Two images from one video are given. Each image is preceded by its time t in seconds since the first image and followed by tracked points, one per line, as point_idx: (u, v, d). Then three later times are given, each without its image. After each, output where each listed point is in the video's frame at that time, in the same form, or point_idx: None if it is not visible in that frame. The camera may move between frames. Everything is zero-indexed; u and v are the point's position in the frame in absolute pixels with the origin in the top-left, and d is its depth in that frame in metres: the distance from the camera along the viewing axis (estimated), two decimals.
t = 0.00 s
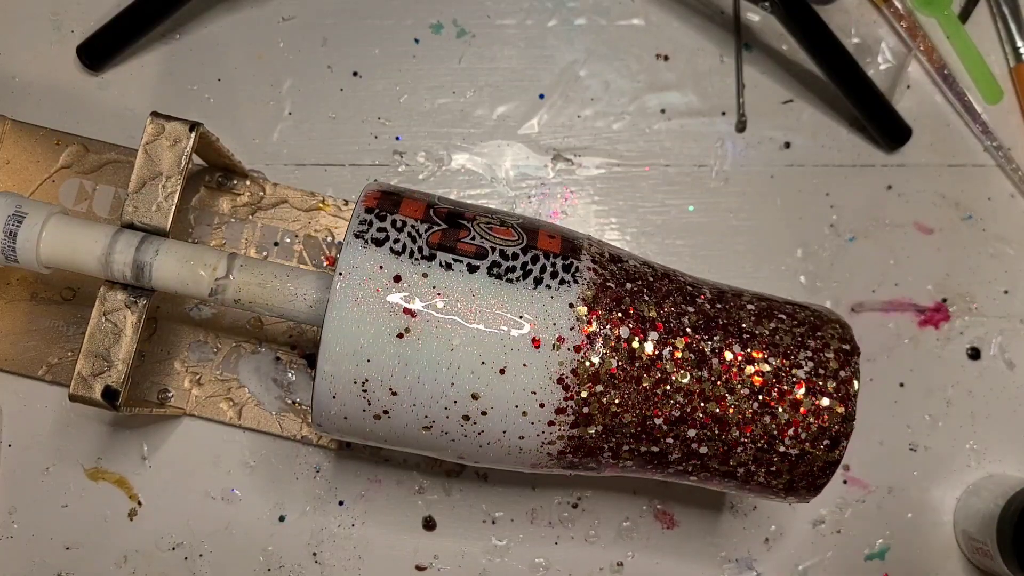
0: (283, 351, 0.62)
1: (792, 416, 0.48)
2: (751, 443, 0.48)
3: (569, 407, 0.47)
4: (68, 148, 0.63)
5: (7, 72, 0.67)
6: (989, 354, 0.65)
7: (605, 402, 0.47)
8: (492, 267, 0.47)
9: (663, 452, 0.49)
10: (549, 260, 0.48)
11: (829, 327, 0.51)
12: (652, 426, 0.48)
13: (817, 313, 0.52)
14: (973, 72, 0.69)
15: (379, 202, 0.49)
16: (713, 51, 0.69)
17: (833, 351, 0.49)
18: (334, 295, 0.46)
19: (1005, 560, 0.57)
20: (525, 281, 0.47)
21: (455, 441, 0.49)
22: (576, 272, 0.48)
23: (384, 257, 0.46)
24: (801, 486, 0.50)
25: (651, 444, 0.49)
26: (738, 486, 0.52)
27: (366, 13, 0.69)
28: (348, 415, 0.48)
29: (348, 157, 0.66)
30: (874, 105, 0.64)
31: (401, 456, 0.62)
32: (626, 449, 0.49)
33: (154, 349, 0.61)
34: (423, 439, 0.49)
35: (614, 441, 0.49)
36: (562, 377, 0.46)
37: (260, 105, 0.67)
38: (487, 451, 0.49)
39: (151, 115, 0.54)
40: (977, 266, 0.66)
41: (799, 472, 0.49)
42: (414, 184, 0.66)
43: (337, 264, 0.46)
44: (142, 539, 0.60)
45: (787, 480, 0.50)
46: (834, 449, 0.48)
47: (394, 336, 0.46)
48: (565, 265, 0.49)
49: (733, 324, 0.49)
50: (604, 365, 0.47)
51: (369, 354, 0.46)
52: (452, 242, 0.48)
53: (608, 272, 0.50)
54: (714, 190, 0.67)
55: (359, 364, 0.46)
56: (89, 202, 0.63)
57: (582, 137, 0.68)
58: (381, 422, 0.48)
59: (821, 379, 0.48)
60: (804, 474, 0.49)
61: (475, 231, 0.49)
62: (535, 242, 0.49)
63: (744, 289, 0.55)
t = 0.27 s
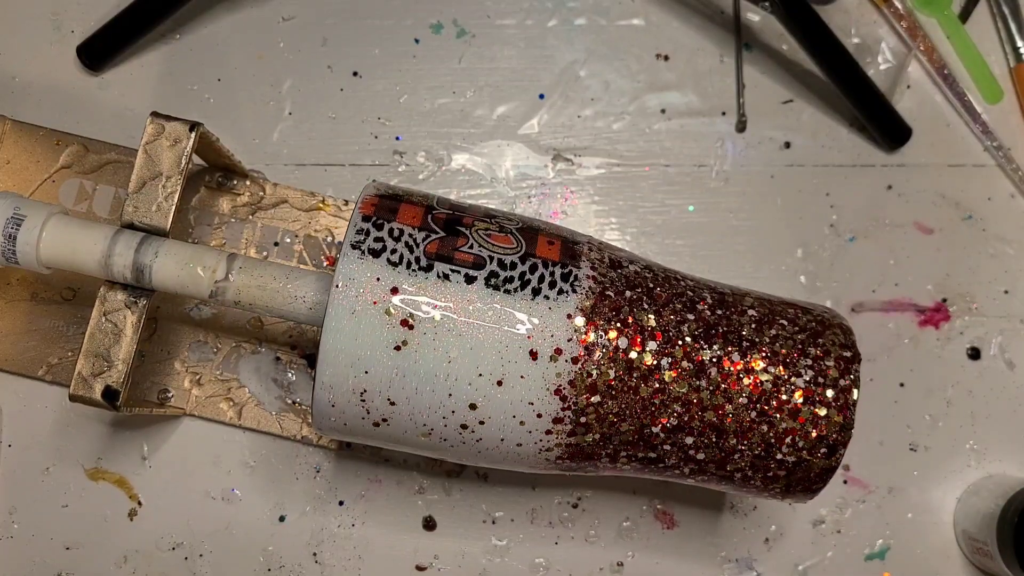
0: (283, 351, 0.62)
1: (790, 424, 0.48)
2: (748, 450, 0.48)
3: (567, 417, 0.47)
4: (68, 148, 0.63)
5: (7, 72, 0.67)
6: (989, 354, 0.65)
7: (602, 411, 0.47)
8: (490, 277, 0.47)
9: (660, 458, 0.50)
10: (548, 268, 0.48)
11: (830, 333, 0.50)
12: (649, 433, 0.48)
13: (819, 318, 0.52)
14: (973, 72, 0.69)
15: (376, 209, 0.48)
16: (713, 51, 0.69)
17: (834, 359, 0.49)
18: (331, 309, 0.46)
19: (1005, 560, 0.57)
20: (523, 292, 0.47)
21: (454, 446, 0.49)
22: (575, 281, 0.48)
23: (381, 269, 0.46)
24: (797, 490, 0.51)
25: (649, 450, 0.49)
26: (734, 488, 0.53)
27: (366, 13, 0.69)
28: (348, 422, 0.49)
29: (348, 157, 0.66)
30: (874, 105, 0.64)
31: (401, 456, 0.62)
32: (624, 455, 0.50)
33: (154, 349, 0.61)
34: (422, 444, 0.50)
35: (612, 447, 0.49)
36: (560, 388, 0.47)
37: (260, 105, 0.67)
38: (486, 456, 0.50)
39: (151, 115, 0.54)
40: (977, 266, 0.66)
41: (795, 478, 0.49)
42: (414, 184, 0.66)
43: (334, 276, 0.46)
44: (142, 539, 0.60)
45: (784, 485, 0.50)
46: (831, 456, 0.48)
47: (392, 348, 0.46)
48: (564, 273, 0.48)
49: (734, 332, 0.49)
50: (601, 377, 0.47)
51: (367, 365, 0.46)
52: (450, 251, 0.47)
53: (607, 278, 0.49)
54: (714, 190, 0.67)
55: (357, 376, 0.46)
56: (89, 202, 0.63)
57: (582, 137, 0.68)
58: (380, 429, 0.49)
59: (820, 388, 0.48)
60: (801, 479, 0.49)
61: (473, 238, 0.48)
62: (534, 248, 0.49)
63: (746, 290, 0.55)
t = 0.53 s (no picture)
0: (283, 351, 0.62)
1: (787, 433, 0.48)
2: (745, 457, 0.49)
3: (564, 426, 0.48)
4: (68, 148, 0.63)
5: (7, 72, 0.67)
6: (989, 354, 0.65)
7: (600, 420, 0.48)
8: (487, 289, 0.47)
9: (657, 462, 0.50)
10: (546, 278, 0.48)
11: (831, 340, 0.50)
12: (646, 441, 0.49)
13: (822, 323, 0.51)
14: (973, 72, 0.69)
15: (373, 216, 0.48)
16: (713, 51, 0.69)
17: (834, 368, 0.48)
18: (328, 321, 0.46)
19: (1005, 560, 0.57)
20: (521, 303, 0.47)
21: (453, 451, 0.50)
22: (573, 290, 0.47)
23: (378, 280, 0.46)
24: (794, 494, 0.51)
25: (646, 456, 0.50)
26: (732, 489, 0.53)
27: (366, 14, 0.69)
28: (348, 428, 0.49)
29: (348, 157, 0.66)
30: (874, 106, 0.64)
31: (401, 456, 0.62)
32: (622, 459, 0.50)
33: (154, 349, 0.61)
34: (421, 447, 0.50)
35: (609, 453, 0.50)
36: (557, 399, 0.47)
37: (260, 105, 0.67)
38: (485, 460, 0.50)
39: (151, 115, 0.54)
40: (977, 266, 0.66)
41: (792, 483, 0.50)
42: (414, 184, 0.66)
43: (331, 289, 0.46)
44: (142, 539, 0.60)
45: (781, 489, 0.50)
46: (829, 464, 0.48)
47: (389, 360, 0.46)
48: (562, 282, 0.48)
49: (733, 340, 0.49)
50: (599, 387, 0.47)
51: (365, 376, 0.46)
52: (448, 261, 0.47)
53: (606, 286, 0.49)
54: (714, 190, 0.67)
55: (355, 386, 0.47)
56: (89, 202, 0.63)
57: (582, 137, 0.68)
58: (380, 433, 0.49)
59: (819, 397, 0.48)
60: (798, 485, 0.50)
61: (471, 246, 0.48)
62: (532, 257, 0.48)
63: (749, 292, 0.54)
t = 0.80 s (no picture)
0: (283, 351, 0.62)
1: (784, 440, 0.48)
2: (742, 463, 0.49)
3: (562, 433, 0.48)
4: (68, 149, 0.63)
5: (7, 72, 0.67)
6: (989, 354, 0.65)
7: (597, 428, 0.48)
8: (485, 300, 0.46)
9: (655, 466, 0.51)
10: (544, 288, 0.47)
11: (832, 346, 0.49)
12: (643, 447, 0.49)
13: (823, 329, 0.50)
14: (973, 72, 0.69)
15: (370, 225, 0.47)
16: (713, 51, 0.69)
17: (834, 376, 0.48)
18: (325, 332, 0.46)
19: (1005, 560, 0.57)
20: (519, 315, 0.46)
21: (452, 454, 0.50)
22: (571, 300, 0.47)
23: (375, 292, 0.46)
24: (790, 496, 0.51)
25: (644, 460, 0.50)
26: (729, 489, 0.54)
27: (366, 13, 0.69)
28: (348, 432, 0.50)
29: (348, 157, 0.66)
30: (874, 106, 0.64)
31: (401, 456, 0.62)
32: (619, 463, 0.51)
33: (154, 349, 0.61)
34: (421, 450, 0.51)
35: (607, 458, 0.50)
36: (554, 409, 0.47)
37: (260, 105, 0.67)
38: (483, 463, 0.51)
39: (151, 115, 0.54)
40: (977, 266, 0.66)
41: (788, 487, 0.50)
42: (414, 184, 0.66)
43: (328, 301, 0.46)
44: (142, 539, 0.60)
45: (777, 492, 0.51)
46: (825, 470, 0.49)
47: (386, 371, 0.46)
48: (561, 292, 0.47)
49: (733, 348, 0.48)
50: (596, 398, 0.47)
51: (363, 386, 0.47)
52: (445, 271, 0.47)
53: (605, 294, 0.48)
54: (714, 190, 0.67)
55: (354, 396, 0.47)
56: (89, 202, 0.63)
57: (582, 137, 0.68)
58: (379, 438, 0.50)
59: (817, 405, 0.48)
60: (794, 489, 0.50)
61: (468, 256, 0.47)
62: (531, 266, 0.48)
63: (750, 295, 0.53)
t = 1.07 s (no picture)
0: (283, 351, 0.62)
1: (782, 447, 0.48)
2: (739, 468, 0.49)
3: (559, 440, 0.48)
4: (68, 148, 0.63)
5: (7, 72, 0.67)
6: (989, 354, 0.65)
7: (595, 435, 0.48)
8: (482, 311, 0.46)
9: (653, 469, 0.51)
10: (542, 298, 0.47)
11: (834, 353, 0.49)
12: (641, 452, 0.49)
13: (825, 335, 0.50)
14: (973, 72, 0.69)
15: (368, 234, 0.47)
16: (713, 51, 0.69)
17: (834, 385, 0.48)
18: (323, 344, 0.46)
19: (1005, 560, 0.57)
20: (516, 326, 0.46)
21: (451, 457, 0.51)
22: (569, 310, 0.47)
23: (373, 304, 0.46)
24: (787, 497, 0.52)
25: (642, 463, 0.51)
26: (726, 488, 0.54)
27: (366, 14, 0.69)
28: (348, 435, 0.51)
29: (348, 157, 0.66)
30: (874, 106, 0.64)
31: (401, 456, 0.62)
32: (617, 466, 0.51)
33: (154, 349, 0.61)
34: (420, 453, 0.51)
35: (605, 461, 0.51)
36: (552, 418, 0.47)
37: (260, 105, 0.67)
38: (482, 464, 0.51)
39: (151, 115, 0.54)
40: (977, 266, 0.66)
41: (785, 490, 0.51)
42: (414, 184, 0.66)
43: (325, 313, 0.46)
44: (142, 539, 0.60)
45: (774, 494, 0.51)
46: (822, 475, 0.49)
47: (384, 382, 0.46)
48: (559, 302, 0.47)
49: (732, 357, 0.48)
50: (594, 407, 0.47)
51: (362, 396, 0.47)
52: (442, 282, 0.46)
53: (604, 303, 0.48)
54: (714, 190, 0.67)
55: (353, 404, 0.47)
56: (89, 202, 0.63)
57: (582, 137, 0.68)
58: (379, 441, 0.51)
59: (816, 414, 0.48)
60: (790, 492, 0.51)
61: (466, 265, 0.47)
62: (529, 275, 0.48)
63: (752, 299, 0.52)
